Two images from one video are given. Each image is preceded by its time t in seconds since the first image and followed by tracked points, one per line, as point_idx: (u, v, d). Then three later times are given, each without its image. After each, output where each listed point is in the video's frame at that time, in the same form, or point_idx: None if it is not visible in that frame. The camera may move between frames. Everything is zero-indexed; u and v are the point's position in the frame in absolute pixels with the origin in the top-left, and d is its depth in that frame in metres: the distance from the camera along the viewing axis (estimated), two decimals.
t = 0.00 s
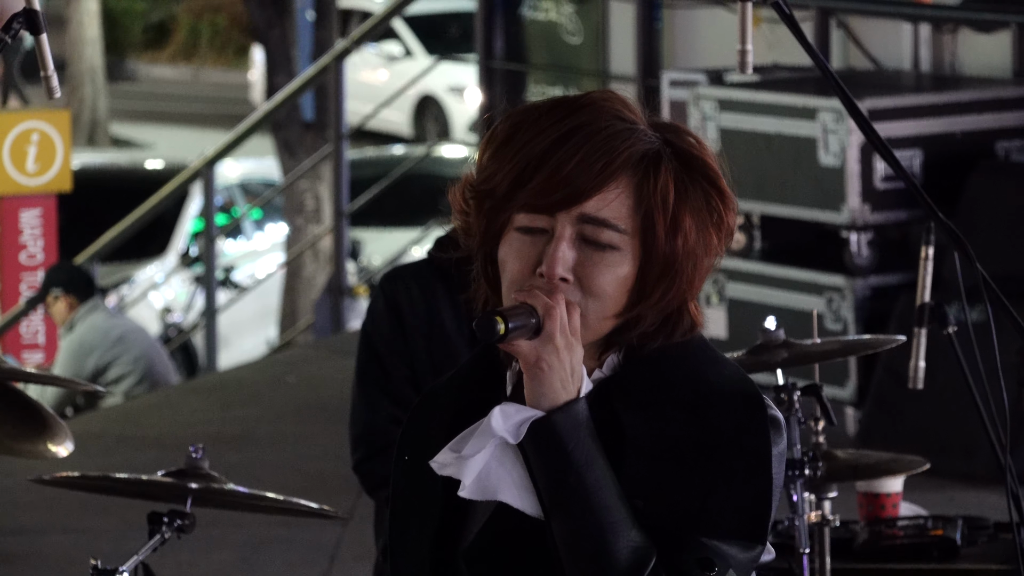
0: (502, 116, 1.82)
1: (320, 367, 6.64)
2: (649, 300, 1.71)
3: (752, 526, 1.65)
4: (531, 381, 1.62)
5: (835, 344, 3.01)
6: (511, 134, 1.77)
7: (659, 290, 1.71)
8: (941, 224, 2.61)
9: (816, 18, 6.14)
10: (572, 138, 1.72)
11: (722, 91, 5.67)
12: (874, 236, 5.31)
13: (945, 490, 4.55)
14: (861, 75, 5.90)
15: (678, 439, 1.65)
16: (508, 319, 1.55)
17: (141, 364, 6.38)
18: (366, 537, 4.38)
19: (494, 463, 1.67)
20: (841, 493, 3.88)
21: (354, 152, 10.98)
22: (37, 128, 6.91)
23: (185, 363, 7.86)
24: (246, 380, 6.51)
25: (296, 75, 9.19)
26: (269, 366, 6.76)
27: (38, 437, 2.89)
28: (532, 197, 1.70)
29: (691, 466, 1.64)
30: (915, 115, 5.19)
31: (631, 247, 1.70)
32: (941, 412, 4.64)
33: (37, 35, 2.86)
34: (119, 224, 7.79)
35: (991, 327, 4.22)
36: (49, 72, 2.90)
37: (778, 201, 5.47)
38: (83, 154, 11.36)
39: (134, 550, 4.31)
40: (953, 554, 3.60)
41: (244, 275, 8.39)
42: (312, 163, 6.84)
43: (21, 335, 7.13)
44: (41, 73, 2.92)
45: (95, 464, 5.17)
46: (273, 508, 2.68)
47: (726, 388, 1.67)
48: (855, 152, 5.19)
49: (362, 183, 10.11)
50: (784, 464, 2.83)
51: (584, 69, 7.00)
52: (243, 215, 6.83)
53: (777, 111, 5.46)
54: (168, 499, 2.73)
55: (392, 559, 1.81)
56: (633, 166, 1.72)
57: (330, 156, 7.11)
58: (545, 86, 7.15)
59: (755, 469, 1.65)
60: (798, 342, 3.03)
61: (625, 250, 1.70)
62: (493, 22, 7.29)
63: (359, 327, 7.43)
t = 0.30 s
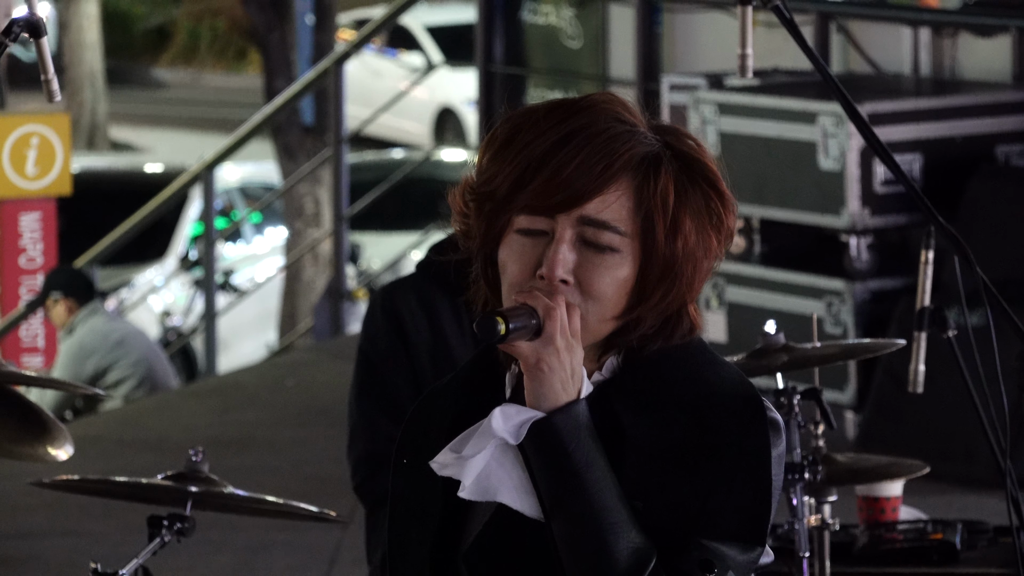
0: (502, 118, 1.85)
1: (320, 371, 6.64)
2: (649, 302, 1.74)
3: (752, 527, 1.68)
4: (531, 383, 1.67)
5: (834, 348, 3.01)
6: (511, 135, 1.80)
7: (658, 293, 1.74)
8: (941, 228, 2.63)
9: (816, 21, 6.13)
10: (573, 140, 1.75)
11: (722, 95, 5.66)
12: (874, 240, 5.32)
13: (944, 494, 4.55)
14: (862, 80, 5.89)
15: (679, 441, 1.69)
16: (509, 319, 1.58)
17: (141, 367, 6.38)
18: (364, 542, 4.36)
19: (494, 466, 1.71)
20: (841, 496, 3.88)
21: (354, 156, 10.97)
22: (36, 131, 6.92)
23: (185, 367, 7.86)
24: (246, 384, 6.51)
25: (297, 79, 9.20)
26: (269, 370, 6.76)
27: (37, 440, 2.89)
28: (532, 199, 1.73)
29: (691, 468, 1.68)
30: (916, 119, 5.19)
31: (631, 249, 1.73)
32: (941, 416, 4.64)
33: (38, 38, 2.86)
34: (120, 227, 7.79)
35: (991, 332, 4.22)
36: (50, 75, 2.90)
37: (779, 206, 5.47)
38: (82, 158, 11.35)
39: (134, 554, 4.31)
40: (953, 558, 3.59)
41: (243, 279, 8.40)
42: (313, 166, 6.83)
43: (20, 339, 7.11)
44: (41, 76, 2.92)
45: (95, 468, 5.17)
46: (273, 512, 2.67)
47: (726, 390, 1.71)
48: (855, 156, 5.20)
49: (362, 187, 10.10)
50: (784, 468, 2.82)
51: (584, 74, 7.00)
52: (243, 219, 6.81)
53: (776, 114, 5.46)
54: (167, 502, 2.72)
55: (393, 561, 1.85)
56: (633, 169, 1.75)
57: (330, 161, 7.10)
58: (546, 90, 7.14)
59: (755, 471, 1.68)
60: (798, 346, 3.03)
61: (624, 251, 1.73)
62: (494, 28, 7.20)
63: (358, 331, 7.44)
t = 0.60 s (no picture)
0: (503, 122, 1.86)
1: (319, 374, 6.64)
2: (649, 306, 1.74)
3: (752, 532, 1.68)
4: (531, 388, 1.67)
5: (833, 351, 3.01)
6: (512, 139, 1.81)
7: (658, 296, 1.75)
8: (940, 231, 2.65)
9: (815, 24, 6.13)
10: (574, 145, 1.75)
11: (722, 99, 5.67)
12: (873, 243, 5.32)
13: (944, 498, 4.54)
14: (862, 83, 5.90)
15: (679, 444, 1.70)
16: (506, 327, 1.59)
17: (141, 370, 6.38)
18: (363, 545, 4.36)
19: (491, 471, 1.72)
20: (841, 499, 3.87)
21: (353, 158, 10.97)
22: (35, 134, 6.92)
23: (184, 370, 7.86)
24: (244, 387, 6.50)
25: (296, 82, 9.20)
26: (268, 373, 6.75)
27: (36, 443, 2.89)
28: (533, 204, 1.73)
29: (690, 472, 1.69)
30: (914, 123, 5.19)
31: (631, 253, 1.74)
32: (940, 419, 4.64)
33: (36, 42, 2.86)
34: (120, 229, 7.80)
35: (990, 335, 4.22)
36: (49, 79, 2.91)
37: (779, 209, 5.47)
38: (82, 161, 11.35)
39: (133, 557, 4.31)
40: (954, 561, 3.58)
41: (243, 281, 8.42)
42: (313, 168, 6.81)
43: (19, 342, 7.11)
44: (41, 80, 2.92)
45: (94, 471, 5.17)
46: (273, 515, 2.65)
47: (726, 395, 1.71)
48: (854, 160, 5.20)
49: (362, 191, 10.10)
50: (784, 472, 2.82)
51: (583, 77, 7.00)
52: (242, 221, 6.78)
53: (776, 118, 5.47)
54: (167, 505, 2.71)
55: (393, 563, 1.87)
56: (633, 173, 1.75)
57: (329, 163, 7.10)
58: (545, 93, 7.14)
59: (754, 475, 1.68)
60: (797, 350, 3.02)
61: (625, 256, 1.73)
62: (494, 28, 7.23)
63: (359, 335, 7.46)
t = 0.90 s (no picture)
0: (502, 123, 1.86)
1: (318, 376, 6.63)
2: (648, 308, 1.75)
3: (752, 533, 1.69)
4: (527, 387, 1.68)
5: (832, 352, 3.01)
6: (511, 141, 1.82)
7: (657, 298, 1.76)
8: (939, 232, 2.66)
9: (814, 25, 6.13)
10: (572, 146, 1.76)
11: (721, 100, 5.68)
12: (873, 244, 5.34)
13: (943, 499, 4.54)
14: (861, 84, 5.90)
15: (678, 444, 1.70)
16: (502, 327, 1.59)
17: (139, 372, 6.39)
18: (362, 547, 4.35)
19: (485, 472, 1.73)
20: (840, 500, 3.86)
21: (352, 160, 10.97)
22: (34, 136, 6.88)
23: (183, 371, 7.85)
24: (244, 389, 6.49)
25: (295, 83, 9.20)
26: (267, 375, 6.74)
27: (34, 444, 2.89)
28: (532, 205, 1.74)
29: (688, 472, 1.69)
30: (913, 124, 5.19)
31: (630, 254, 1.75)
32: (939, 420, 4.64)
33: (35, 43, 2.86)
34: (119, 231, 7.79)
35: (989, 337, 4.22)
36: (48, 80, 2.91)
37: (778, 210, 5.48)
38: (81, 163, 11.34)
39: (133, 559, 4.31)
40: (952, 562, 3.58)
41: (242, 283, 8.48)
42: (312, 169, 6.80)
43: (19, 343, 7.11)
44: (40, 81, 2.92)
45: (93, 473, 5.16)
46: (273, 517, 2.59)
47: (724, 394, 1.72)
48: (853, 161, 5.19)
49: (361, 192, 10.09)
50: (784, 472, 2.82)
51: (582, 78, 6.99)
52: (241, 222, 6.71)
53: (775, 119, 5.47)
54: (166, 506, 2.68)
55: (390, 561, 1.88)
56: (632, 174, 1.76)
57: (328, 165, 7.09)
58: (544, 95, 7.15)
59: (751, 477, 1.69)
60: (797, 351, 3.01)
61: (623, 257, 1.74)
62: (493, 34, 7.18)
63: (358, 336, 7.44)
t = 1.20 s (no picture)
0: (499, 123, 1.89)
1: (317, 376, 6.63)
2: (643, 307, 1.78)
3: (749, 530, 1.71)
4: (522, 384, 1.71)
5: (831, 352, 3.01)
6: (507, 141, 1.84)
7: (653, 297, 1.78)
8: (938, 231, 2.66)
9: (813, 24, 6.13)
10: (567, 145, 1.79)
11: (719, 100, 5.67)
12: (872, 243, 5.32)
13: (943, 498, 4.54)
14: (860, 83, 5.89)
15: (674, 443, 1.72)
16: (495, 320, 1.62)
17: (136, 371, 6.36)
18: (361, 548, 4.34)
19: (480, 468, 1.77)
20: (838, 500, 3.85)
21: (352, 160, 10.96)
22: (34, 136, 6.93)
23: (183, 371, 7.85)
24: (243, 389, 6.49)
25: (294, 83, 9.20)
26: (267, 375, 6.74)
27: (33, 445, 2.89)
28: (526, 203, 1.77)
29: (684, 469, 1.72)
30: (913, 123, 5.19)
31: (624, 253, 1.77)
32: (938, 419, 4.64)
33: (34, 43, 2.86)
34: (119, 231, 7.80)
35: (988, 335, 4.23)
36: (46, 81, 2.91)
37: (778, 209, 5.48)
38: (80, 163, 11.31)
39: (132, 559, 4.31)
40: (952, 562, 3.58)
41: (242, 283, 8.41)
42: (311, 169, 6.80)
43: (18, 343, 7.11)
44: (37, 82, 2.92)
45: (93, 473, 5.17)
46: (272, 516, 2.59)
47: (720, 392, 1.74)
48: (852, 160, 5.19)
49: (361, 192, 10.08)
50: (782, 472, 2.82)
51: (581, 77, 6.98)
52: (240, 223, 6.70)
53: (773, 118, 5.47)
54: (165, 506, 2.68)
55: (385, 563, 1.90)
56: (626, 173, 1.79)
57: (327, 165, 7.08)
58: (543, 94, 7.14)
59: (748, 474, 1.71)
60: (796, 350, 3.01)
61: (618, 256, 1.76)
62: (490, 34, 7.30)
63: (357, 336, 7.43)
